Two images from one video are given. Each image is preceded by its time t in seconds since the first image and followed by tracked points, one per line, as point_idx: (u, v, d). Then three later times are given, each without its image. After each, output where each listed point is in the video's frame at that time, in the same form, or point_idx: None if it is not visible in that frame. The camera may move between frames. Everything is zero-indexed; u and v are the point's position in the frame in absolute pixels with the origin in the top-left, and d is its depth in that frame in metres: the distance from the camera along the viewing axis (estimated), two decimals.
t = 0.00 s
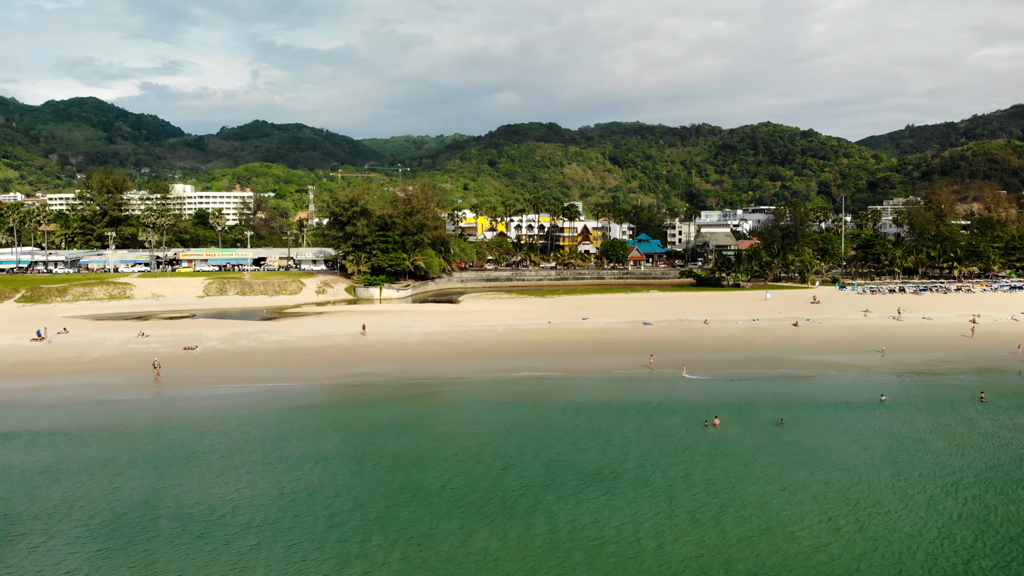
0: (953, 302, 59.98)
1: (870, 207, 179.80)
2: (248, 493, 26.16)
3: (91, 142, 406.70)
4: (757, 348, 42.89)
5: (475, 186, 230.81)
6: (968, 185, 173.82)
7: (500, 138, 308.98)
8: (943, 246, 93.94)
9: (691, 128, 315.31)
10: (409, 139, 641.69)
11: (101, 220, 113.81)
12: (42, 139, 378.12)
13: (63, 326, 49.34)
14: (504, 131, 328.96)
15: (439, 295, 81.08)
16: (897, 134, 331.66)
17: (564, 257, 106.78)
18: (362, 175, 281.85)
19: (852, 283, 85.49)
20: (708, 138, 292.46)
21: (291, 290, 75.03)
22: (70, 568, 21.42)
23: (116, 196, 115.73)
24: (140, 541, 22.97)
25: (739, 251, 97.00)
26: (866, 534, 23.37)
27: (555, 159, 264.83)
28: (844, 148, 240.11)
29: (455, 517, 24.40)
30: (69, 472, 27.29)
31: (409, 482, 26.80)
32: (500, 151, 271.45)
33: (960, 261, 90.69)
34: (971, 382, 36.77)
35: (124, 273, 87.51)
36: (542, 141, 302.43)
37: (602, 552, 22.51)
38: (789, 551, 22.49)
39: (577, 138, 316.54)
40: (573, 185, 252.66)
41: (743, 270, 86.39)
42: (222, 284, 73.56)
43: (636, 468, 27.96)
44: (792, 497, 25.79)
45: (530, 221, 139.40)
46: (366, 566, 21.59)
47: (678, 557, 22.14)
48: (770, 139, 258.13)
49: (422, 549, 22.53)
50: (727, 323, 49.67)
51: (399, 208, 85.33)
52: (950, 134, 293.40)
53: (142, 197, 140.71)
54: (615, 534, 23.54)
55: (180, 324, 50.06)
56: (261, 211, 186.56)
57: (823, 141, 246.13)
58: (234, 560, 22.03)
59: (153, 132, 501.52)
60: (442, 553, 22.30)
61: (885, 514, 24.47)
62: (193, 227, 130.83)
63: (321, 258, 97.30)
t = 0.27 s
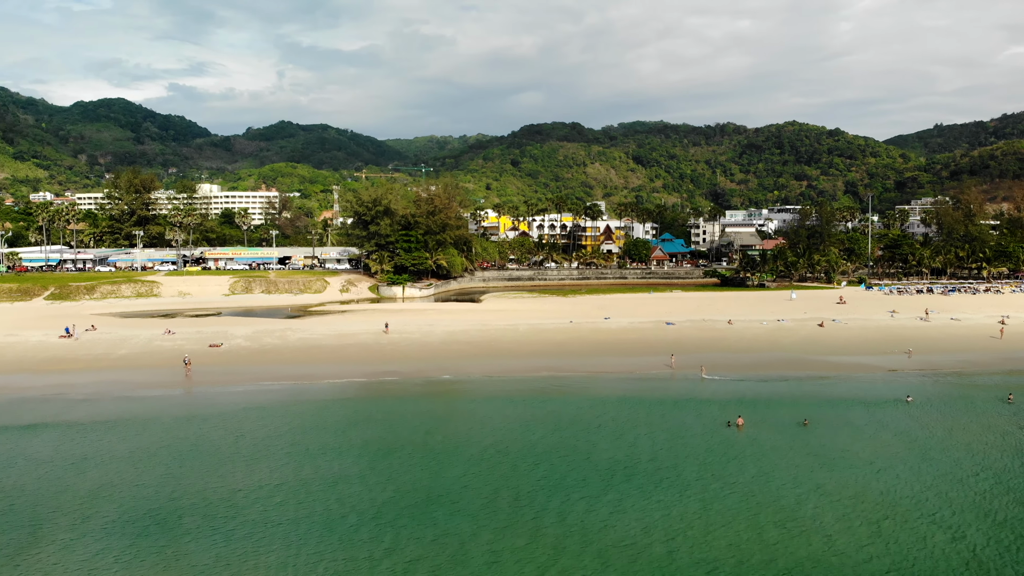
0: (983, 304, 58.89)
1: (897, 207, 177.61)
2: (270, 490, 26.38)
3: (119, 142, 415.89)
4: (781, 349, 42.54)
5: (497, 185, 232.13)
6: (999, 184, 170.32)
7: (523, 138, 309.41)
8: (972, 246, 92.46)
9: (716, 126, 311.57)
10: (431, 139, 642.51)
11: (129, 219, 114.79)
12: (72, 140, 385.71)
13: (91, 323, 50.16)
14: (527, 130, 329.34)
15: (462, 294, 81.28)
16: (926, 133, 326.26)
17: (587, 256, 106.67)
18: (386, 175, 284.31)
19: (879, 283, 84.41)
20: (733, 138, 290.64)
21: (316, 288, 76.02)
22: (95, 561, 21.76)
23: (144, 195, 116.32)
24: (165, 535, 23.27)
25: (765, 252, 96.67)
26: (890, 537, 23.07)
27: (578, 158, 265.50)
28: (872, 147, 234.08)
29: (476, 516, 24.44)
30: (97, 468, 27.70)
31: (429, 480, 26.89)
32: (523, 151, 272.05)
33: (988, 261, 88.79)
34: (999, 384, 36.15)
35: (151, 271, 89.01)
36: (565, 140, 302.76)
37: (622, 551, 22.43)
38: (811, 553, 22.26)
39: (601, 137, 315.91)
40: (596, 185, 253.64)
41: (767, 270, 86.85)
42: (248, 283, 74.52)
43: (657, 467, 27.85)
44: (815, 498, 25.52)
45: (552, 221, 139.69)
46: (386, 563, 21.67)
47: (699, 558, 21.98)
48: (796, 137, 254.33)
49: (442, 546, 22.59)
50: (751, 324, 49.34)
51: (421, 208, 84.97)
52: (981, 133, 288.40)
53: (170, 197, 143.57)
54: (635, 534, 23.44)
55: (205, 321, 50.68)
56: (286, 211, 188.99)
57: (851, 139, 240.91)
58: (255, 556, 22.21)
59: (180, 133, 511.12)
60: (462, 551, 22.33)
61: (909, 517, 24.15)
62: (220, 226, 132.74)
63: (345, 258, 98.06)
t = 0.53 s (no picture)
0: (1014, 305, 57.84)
1: (925, 206, 175.37)
2: (294, 488, 26.57)
3: (147, 144, 425.76)
4: (807, 350, 42.19)
5: (520, 186, 234.16)
6: None
7: (546, 138, 309.58)
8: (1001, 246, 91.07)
9: (742, 126, 311.22)
10: (452, 139, 642.72)
11: (157, 219, 116.48)
12: (102, 143, 393.46)
13: (119, 322, 50.90)
14: (550, 130, 329.67)
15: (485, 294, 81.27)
16: (955, 132, 320.93)
17: (609, 255, 105.41)
18: (411, 176, 286.54)
19: (907, 284, 83.40)
20: (759, 137, 288.54)
21: (341, 288, 76.39)
22: (122, 557, 22.02)
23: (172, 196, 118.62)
24: (190, 532, 23.50)
25: (791, 252, 95.90)
26: (924, 544, 22.57)
27: (600, 158, 265.56)
28: (900, 146, 228.44)
29: (498, 515, 24.43)
30: (127, 468, 27.89)
31: (452, 479, 26.94)
32: (545, 152, 274.51)
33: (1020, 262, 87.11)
34: None
35: (178, 271, 90.40)
36: (588, 140, 303.13)
37: (645, 552, 22.31)
38: (844, 559, 21.81)
39: (624, 137, 315.72)
40: (619, 184, 253.95)
41: (793, 270, 86.98)
42: (274, 282, 75.22)
43: (681, 468, 27.73)
44: (846, 503, 25.08)
45: (575, 220, 140.01)
46: (408, 563, 21.72)
47: (727, 564, 21.58)
48: (822, 136, 250.35)
49: (464, 546, 22.59)
50: (776, 325, 48.96)
51: (444, 208, 86.68)
52: (1012, 132, 284.21)
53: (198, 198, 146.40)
54: (658, 535, 23.31)
55: (231, 321, 51.12)
56: (310, 212, 192.06)
57: (878, 138, 236.84)
58: (279, 553, 22.34)
59: (206, 136, 520.27)
60: (484, 551, 22.32)
61: (944, 523, 23.61)
62: (246, 227, 134.46)
63: (370, 258, 99.32)
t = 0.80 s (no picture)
0: None
1: (954, 207, 172.66)
2: (317, 487, 26.77)
3: (175, 145, 435.55)
4: (833, 351, 41.85)
5: (543, 186, 235.83)
6: None
7: (568, 138, 309.46)
8: None
9: (767, 126, 308.55)
10: (475, 140, 642.78)
11: (184, 219, 119.81)
12: (130, 144, 400.87)
13: (147, 320, 51.71)
14: (573, 130, 329.46)
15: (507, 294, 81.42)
16: (986, 132, 315.05)
17: (633, 256, 105.08)
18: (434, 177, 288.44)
19: (936, 285, 82.43)
20: (785, 136, 285.12)
21: (365, 288, 77.13)
22: (149, 553, 22.31)
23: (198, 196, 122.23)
24: (216, 528, 23.76)
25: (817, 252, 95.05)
26: (954, 550, 22.11)
27: (624, 158, 266.40)
28: (928, 145, 222.84)
29: (521, 515, 24.44)
30: (153, 464, 28.23)
31: (474, 479, 27.00)
32: (568, 151, 275.16)
33: None
34: None
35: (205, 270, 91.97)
36: (611, 140, 303.39)
37: (668, 554, 22.20)
38: (870, 565, 21.47)
39: (647, 136, 315.12)
40: (643, 184, 254.32)
41: (819, 271, 85.64)
42: (299, 282, 76.26)
43: (705, 470, 27.59)
44: (872, 507, 24.69)
45: (598, 221, 139.83)
46: (432, 562, 21.76)
47: (752, 568, 21.32)
48: (849, 136, 245.22)
49: (488, 546, 22.61)
50: (802, 326, 48.63)
51: (467, 208, 87.36)
52: None
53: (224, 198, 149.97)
54: (682, 537, 23.19)
55: (256, 319, 51.71)
56: (334, 213, 194.73)
57: (906, 137, 231.24)
58: (302, 552, 22.45)
59: (231, 138, 527.24)
60: (507, 550, 22.33)
61: (973, 530, 23.15)
62: (272, 227, 136.94)
63: (393, 258, 101.01)
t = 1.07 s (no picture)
0: None
1: (984, 206, 169.34)
2: (342, 483, 26.96)
3: (201, 145, 444.67)
4: (860, 352, 41.44)
5: (565, 185, 237.06)
6: None
7: (591, 138, 308.41)
8: None
9: (793, 124, 304.58)
10: (497, 139, 640.61)
11: (211, 218, 125.33)
12: (156, 145, 406.99)
13: (173, 318, 52.45)
14: (595, 130, 328.43)
15: (528, 294, 81.28)
16: (1018, 130, 308.35)
17: (655, 256, 105.10)
18: (457, 176, 289.73)
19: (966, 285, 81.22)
20: (811, 135, 280.37)
21: (388, 287, 77.65)
22: (175, 548, 22.56)
23: (224, 196, 129.36)
24: (239, 525, 23.96)
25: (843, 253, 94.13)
26: (983, 556, 21.77)
27: (648, 156, 266.61)
28: (958, 143, 217.18)
29: (545, 514, 24.46)
30: (180, 460, 28.60)
31: (496, 478, 27.06)
32: (591, 151, 273.77)
33: None
34: None
35: (232, 268, 93.19)
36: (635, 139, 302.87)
37: (690, 555, 22.08)
38: (897, 569, 21.21)
39: (672, 135, 313.34)
40: (667, 182, 254.25)
41: (846, 272, 84.89)
42: (324, 281, 76.89)
43: (729, 471, 27.41)
44: (900, 510, 24.37)
45: (620, 220, 137.67)
46: (454, 562, 21.80)
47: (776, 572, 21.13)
48: (876, 135, 239.19)
49: (509, 545, 22.64)
50: (828, 326, 48.20)
51: (489, 207, 86.55)
52: None
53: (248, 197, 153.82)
54: (705, 539, 23.03)
55: (281, 318, 52.19)
56: (357, 212, 196.39)
57: (935, 136, 225.59)
58: (326, 550, 22.58)
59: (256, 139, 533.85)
60: (529, 550, 22.37)
61: (1003, 535, 22.75)
62: (300, 227, 138.01)
63: (416, 256, 101.55)
